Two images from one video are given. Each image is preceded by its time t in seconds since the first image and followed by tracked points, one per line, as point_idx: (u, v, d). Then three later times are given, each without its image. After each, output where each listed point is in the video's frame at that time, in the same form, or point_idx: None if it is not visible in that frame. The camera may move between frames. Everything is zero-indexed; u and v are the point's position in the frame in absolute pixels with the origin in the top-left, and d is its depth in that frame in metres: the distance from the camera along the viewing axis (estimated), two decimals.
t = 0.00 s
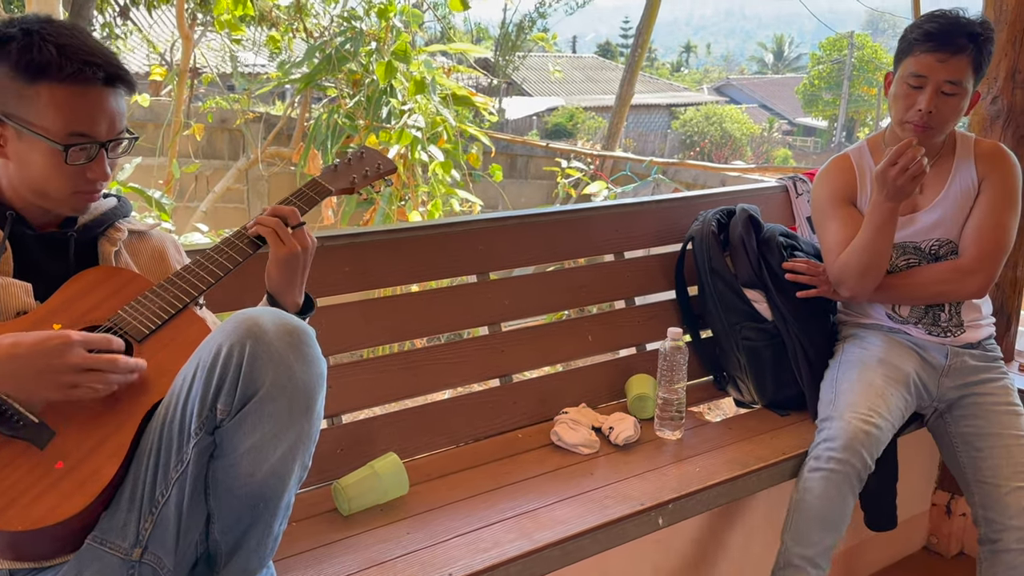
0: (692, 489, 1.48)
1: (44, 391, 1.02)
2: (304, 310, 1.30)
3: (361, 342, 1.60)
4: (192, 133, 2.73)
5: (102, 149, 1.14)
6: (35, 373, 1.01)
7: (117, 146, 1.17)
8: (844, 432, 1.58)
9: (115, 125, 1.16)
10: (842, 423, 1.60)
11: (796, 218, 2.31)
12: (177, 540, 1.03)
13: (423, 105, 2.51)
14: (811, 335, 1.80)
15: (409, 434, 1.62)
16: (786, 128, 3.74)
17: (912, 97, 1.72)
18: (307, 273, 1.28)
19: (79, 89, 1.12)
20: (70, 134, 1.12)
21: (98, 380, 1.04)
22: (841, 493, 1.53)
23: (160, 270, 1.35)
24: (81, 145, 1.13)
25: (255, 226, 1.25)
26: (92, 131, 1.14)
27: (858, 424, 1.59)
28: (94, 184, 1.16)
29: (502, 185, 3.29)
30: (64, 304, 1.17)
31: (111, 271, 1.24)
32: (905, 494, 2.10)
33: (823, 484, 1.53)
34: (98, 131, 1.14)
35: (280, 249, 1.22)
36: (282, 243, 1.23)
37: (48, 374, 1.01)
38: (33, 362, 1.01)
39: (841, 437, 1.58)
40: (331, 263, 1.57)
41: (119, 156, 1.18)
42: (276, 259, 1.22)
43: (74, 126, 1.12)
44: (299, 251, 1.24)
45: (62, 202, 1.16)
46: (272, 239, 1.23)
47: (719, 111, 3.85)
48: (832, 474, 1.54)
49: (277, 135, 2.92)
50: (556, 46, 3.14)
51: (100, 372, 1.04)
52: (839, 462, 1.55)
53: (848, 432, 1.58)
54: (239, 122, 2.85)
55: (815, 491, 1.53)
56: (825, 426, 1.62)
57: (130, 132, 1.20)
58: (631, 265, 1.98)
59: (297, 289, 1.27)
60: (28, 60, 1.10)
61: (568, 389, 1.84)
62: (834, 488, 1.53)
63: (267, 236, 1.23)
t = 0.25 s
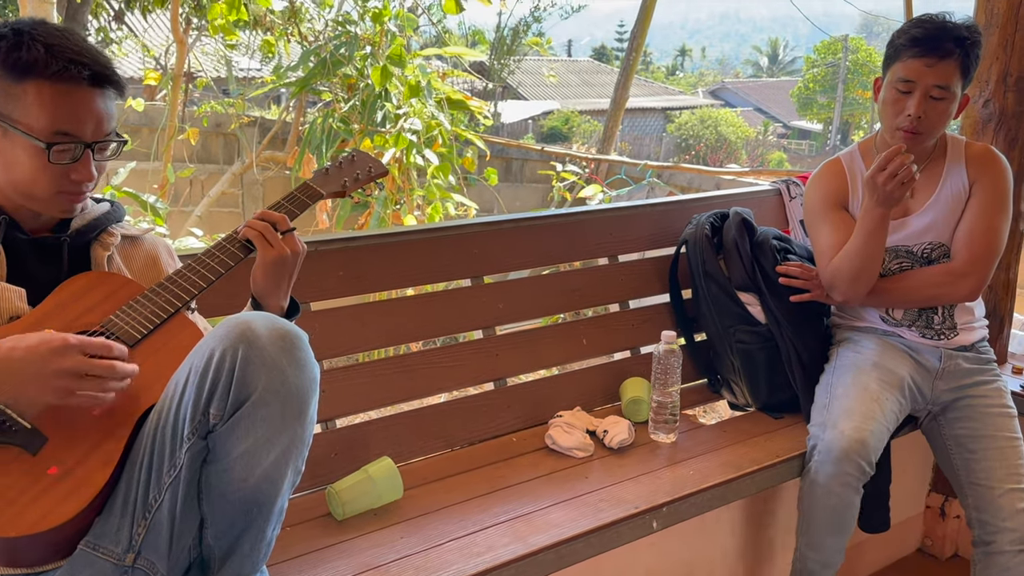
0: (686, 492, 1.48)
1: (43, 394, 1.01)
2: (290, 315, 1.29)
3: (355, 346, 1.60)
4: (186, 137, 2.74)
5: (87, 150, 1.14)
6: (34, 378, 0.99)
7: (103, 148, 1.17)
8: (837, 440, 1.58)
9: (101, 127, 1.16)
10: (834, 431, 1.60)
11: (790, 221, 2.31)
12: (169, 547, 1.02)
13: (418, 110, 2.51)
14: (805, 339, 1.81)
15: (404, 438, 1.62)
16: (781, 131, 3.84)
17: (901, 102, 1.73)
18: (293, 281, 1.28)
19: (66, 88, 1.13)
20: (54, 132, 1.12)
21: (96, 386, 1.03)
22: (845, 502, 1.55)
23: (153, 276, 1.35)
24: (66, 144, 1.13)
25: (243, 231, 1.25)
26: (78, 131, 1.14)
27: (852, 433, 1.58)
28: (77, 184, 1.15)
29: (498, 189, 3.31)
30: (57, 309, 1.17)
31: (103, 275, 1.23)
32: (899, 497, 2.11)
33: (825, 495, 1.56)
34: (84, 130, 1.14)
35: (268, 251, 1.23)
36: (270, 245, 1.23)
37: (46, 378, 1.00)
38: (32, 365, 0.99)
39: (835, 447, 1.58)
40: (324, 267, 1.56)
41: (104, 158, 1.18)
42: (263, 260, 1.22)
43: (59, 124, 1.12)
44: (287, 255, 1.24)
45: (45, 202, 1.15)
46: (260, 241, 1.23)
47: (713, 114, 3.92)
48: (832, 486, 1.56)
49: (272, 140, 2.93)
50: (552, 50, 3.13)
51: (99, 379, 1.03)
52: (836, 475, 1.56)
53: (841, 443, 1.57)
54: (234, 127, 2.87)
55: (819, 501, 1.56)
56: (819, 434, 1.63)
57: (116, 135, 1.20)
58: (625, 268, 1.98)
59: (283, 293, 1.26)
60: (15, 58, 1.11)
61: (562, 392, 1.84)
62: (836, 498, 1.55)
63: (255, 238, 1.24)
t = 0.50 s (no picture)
0: (683, 494, 1.48)
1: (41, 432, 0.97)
2: (285, 319, 1.30)
3: (350, 350, 1.60)
4: (183, 140, 2.74)
5: (81, 166, 1.14)
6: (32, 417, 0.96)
7: (97, 163, 1.17)
8: (835, 442, 1.59)
9: (97, 143, 1.16)
10: (831, 434, 1.60)
11: (785, 224, 2.32)
12: (165, 549, 1.02)
13: (414, 112, 2.51)
14: (801, 341, 1.81)
15: (400, 441, 1.62)
16: (778, 134, 3.82)
17: (894, 107, 1.74)
18: (288, 286, 1.28)
19: (64, 103, 1.12)
20: (49, 146, 1.12)
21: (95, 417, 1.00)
22: (842, 503, 1.56)
23: (149, 280, 1.35)
24: (60, 159, 1.12)
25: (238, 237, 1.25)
26: (74, 147, 1.13)
27: (848, 434, 1.59)
28: (67, 198, 1.15)
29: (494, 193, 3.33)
30: (52, 314, 1.17)
31: (99, 280, 1.23)
32: (895, 498, 2.11)
33: (822, 498, 1.56)
34: (80, 147, 1.14)
35: (264, 256, 1.22)
36: (265, 251, 1.23)
37: (42, 428, 0.97)
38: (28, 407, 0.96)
39: (833, 448, 1.58)
40: (320, 270, 1.56)
41: (98, 172, 1.18)
42: (259, 266, 1.22)
43: (55, 139, 1.12)
44: (283, 260, 1.24)
45: (34, 211, 1.16)
46: (255, 247, 1.23)
47: (710, 116, 3.97)
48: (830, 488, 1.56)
49: (268, 143, 2.93)
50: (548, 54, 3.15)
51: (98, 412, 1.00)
52: (833, 477, 1.56)
53: (838, 445, 1.58)
54: (231, 129, 2.87)
55: (817, 504, 1.57)
56: (816, 436, 1.63)
57: (114, 150, 1.20)
58: (621, 271, 1.98)
59: (277, 299, 1.26)
60: (16, 69, 1.10)
61: (559, 395, 1.84)
62: (833, 501, 1.56)
63: (250, 244, 1.24)
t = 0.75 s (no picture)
0: (681, 496, 1.48)
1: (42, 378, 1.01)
2: (282, 323, 1.30)
3: (348, 352, 1.59)
4: (180, 143, 2.74)
5: (83, 174, 1.14)
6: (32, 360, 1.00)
7: (100, 173, 1.16)
8: (830, 438, 1.59)
9: (104, 154, 1.15)
10: (829, 429, 1.61)
11: (783, 225, 2.32)
12: (161, 553, 1.02)
13: (412, 115, 2.51)
14: (798, 343, 1.81)
15: (397, 444, 1.62)
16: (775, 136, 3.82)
17: (891, 108, 1.74)
18: (286, 290, 1.28)
19: (77, 111, 1.12)
20: (54, 152, 1.11)
21: (92, 362, 1.03)
22: (829, 500, 1.53)
23: (147, 282, 1.35)
24: (64, 165, 1.12)
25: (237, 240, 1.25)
26: (81, 156, 1.13)
27: (844, 430, 1.59)
28: (65, 203, 1.15)
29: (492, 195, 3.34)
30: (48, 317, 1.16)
31: (95, 282, 1.23)
32: (893, 500, 2.11)
33: (810, 492, 1.54)
34: (86, 157, 1.13)
35: (263, 260, 1.22)
36: (265, 255, 1.23)
37: (41, 359, 1.00)
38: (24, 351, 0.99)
39: (828, 444, 1.58)
40: (317, 272, 1.56)
41: (100, 183, 1.18)
42: (257, 269, 1.22)
43: (61, 146, 1.11)
44: (282, 264, 1.24)
45: (31, 215, 1.15)
46: (254, 251, 1.23)
47: (708, 118, 3.94)
48: (820, 481, 1.54)
49: (265, 145, 2.94)
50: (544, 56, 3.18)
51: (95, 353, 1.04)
52: (826, 469, 1.55)
53: (834, 439, 1.58)
54: (227, 132, 2.88)
55: (803, 499, 1.53)
56: (813, 433, 1.63)
57: (119, 163, 1.19)
58: (619, 273, 1.99)
59: (276, 303, 1.26)
60: (33, 74, 1.11)
61: (557, 397, 1.84)
62: (820, 495, 1.53)
63: (249, 248, 1.24)
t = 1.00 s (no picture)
0: (681, 498, 1.48)
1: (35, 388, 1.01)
2: (280, 323, 1.30)
3: (347, 354, 1.59)
4: (178, 145, 2.74)
5: (87, 170, 1.14)
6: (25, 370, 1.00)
7: (103, 173, 1.16)
8: (830, 442, 1.59)
9: (109, 153, 1.16)
10: (827, 434, 1.60)
11: (781, 227, 2.32)
12: (161, 556, 1.02)
13: (410, 117, 2.51)
14: (797, 344, 1.81)
15: (397, 446, 1.62)
16: (773, 137, 3.84)
17: (889, 111, 1.74)
18: (282, 290, 1.28)
19: (87, 107, 1.13)
20: (61, 145, 1.12)
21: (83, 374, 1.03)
22: (832, 507, 1.54)
23: (146, 285, 1.34)
24: (69, 159, 1.12)
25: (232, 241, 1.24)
26: (87, 153, 1.14)
27: (844, 434, 1.59)
28: (66, 199, 1.14)
29: (491, 196, 3.36)
30: (47, 319, 1.16)
31: (93, 286, 1.23)
32: (892, 502, 2.11)
33: (813, 499, 1.54)
34: (92, 153, 1.14)
35: (259, 261, 1.22)
36: (260, 256, 1.23)
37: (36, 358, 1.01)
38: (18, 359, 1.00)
39: (828, 448, 1.58)
40: (316, 274, 1.56)
41: (101, 184, 1.17)
42: (253, 270, 1.21)
43: (68, 140, 1.12)
44: (278, 264, 1.23)
45: (31, 211, 1.14)
46: (248, 251, 1.23)
47: (705, 120, 3.95)
48: (822, 488, 1.55)
49: (264, 147, 2.95)
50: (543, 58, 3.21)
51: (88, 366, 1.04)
52: (827, 476, 1.56)
53: (834, 443, 1.58)
54: (226, 133, 2.88)
55: (807, 506, 1.55)
56: (812, 438, 1.63)
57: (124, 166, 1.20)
58: (617, 275, 1.98)
59: (273, 303, 1.26)
60: (47, 69, 1.13)
61: (556, 399, 1.84)
62: (824, 502, 1.54)
63: (244, 249, 1.23)
